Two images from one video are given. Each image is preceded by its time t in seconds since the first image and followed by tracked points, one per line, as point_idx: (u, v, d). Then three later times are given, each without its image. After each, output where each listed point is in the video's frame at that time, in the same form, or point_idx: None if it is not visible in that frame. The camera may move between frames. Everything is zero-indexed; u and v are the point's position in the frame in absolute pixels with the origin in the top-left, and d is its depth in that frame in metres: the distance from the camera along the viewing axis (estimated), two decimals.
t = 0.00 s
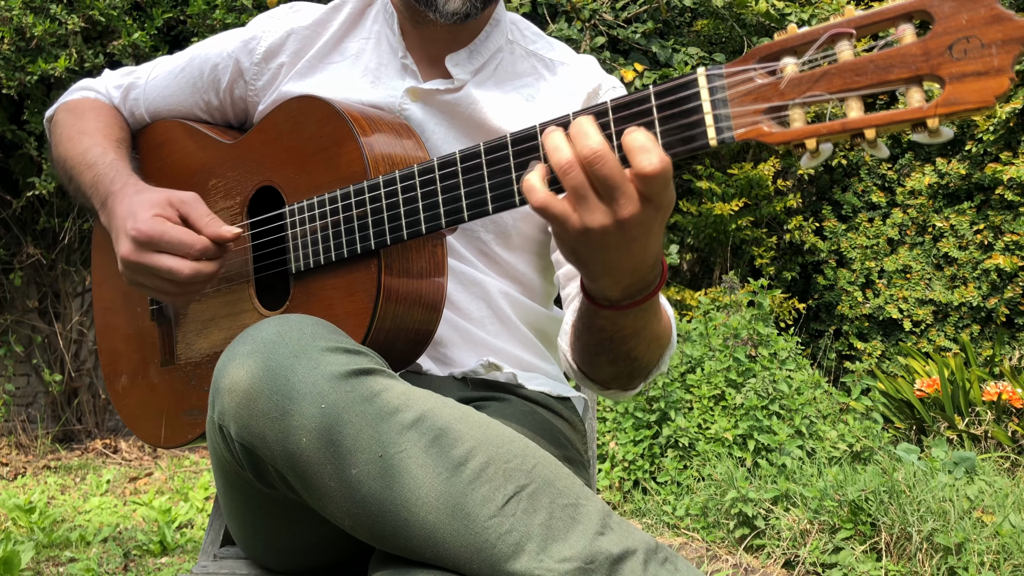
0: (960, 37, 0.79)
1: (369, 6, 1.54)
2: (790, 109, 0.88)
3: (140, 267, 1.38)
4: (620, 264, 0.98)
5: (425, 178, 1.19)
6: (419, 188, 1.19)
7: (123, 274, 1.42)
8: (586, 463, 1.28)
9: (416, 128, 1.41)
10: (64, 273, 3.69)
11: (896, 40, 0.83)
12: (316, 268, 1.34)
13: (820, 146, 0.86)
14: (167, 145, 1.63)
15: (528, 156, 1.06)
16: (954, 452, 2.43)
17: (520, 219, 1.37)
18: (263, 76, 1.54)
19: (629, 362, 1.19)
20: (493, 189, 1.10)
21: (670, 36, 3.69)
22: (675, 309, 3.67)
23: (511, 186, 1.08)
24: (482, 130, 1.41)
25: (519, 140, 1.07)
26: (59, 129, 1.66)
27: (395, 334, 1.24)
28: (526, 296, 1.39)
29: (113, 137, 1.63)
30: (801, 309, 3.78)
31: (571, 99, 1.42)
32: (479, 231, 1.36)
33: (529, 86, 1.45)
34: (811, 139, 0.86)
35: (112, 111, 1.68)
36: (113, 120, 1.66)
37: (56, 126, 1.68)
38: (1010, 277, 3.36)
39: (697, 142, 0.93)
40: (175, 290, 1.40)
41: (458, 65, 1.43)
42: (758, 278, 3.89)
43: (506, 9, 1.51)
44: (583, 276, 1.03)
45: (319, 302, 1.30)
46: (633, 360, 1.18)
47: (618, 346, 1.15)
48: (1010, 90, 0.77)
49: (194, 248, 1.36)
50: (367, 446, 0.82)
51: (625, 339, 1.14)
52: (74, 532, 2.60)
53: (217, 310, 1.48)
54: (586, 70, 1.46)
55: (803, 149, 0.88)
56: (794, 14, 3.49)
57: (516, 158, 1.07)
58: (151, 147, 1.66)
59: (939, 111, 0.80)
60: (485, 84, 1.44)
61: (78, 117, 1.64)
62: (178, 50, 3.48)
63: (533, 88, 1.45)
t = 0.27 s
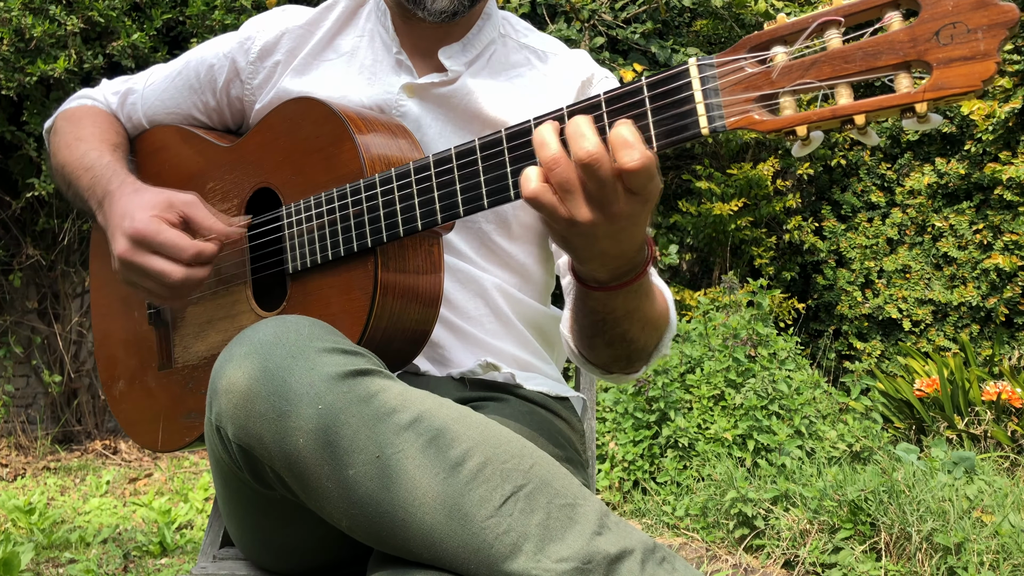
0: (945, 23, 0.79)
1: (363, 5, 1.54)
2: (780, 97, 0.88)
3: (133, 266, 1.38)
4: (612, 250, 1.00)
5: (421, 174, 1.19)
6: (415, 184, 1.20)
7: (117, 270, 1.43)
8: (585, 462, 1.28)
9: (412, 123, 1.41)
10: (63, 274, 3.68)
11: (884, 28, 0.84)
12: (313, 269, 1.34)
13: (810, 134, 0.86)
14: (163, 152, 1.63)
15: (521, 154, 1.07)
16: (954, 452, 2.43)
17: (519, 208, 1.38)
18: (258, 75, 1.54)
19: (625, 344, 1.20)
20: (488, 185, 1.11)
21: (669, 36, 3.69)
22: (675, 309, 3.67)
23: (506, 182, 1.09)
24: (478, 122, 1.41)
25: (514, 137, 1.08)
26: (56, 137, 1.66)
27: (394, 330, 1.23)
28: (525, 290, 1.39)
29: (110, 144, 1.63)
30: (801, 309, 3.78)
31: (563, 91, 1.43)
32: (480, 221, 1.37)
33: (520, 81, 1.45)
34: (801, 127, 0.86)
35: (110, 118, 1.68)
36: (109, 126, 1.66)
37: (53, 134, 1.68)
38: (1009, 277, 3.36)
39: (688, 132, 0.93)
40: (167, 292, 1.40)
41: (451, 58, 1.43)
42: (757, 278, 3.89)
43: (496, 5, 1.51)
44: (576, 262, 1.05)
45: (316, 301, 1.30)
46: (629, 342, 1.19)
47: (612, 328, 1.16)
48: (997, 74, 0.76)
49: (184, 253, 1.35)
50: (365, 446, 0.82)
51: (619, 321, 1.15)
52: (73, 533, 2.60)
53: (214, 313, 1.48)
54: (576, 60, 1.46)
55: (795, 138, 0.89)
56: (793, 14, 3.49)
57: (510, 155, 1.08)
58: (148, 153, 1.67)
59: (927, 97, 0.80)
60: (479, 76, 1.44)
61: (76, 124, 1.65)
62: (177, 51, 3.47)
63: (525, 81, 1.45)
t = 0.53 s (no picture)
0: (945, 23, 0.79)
1: (358, 7, 1.54)
2: (781, 98, 0.89)
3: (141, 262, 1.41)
4: (518, 282, 1.06)
5: (422, 176, 1.18)
6: (415, 185, 1.19)
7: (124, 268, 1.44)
8: (586, 464, 1.27)
9: (412, 126, 1.43)
10: (63, 275, 3.68)
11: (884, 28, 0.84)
12: (312, 271, 1.34)
13: (811, 135, 0.87)
14: (159, 154, 1.63)
15: (522, 153, 1.06)
16: (954, 452, 2.44)
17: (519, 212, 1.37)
18: (254, 77, 1.54)
19: (572, 353, 1.18)
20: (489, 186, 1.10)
21: (669, 36, 3.70)
22: (674, 309, 3.67)
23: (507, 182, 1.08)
24: (476, 125, 1.43)
25: (514, 137, 1.07)
26: (53, 138, 1.66)
27: (394, 332, 1.24)
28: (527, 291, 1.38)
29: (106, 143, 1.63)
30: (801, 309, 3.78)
31: (562, 94, 1.42)
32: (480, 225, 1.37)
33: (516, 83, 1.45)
34: (802, 127, 0.86)
35: (104, 119, 1.68)
36: (104, 127, 1.66)
37: (49, 136, 1.68)
38: (1009, 276, 3.36)
39: (689, 132, 0.92)
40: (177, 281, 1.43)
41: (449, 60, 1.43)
42: (757, 278, 3.89)
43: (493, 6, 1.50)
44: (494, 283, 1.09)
45: (316, 303, 1.30)
46: (574, 351, 1.18)
47: (550, 338, 1.16)
48: (996, 74, 0.76)
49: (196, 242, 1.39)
50: (366, 447, 0.82)
51: (553, 333, 1.14)
52: (74, 533, 2.60)
53: (213, 315, 1.47)
54: (574, 62, 1.45)
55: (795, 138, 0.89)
56: (792, 14, 3.49)
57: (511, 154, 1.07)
58: (144, 154, 1.66)
59: (927, 97, 0.80)
60: (476, 79, 1.44)
61: (72, 125, 1.64)
62: (177, 52, 3.47)
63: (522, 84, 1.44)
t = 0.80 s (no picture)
0: (944, 22, 0.79)
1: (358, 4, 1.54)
2: (777, 98, 0.89)
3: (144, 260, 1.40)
4: (532, 277, 1.05)
5: (417, 176, 1.18)
6: (410, 184, 1.19)
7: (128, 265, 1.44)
8: (585, 460, 1.27)
9: (410, 125, 1.43)
10: (65, 274, 3.68)
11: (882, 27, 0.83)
12: (310, 270, 1.34)
13: (808, 135, 0.87)
14: (158, 151, 1.63)
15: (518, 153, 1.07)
16: (954, 452, 2.44)
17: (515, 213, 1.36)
18: (253, 75, 1.54)
19: (581, 352, 1.18)
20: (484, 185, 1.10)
21: (670, 36, 3.70)
22: (675, 309, 3.67)
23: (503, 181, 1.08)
24: (474, 122, 1.43)
25: (510, 136, 1.08)
26: (52, 136, 1.66)
27: (392, 331, 1.24)
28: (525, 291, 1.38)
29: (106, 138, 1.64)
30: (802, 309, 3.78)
31: (561, 90, 1.42)
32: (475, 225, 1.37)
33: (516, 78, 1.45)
34: (799, 127, 0.86)
35: (102, 117, 1.68)
36: (103, 125, 1.66)
37: (49, 133, 1.68)
38: (1010, 276, 3.37)
39: (685, 133, 0.93)
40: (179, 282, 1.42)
41: (447, 57, 1.43)
42: (759, 278, 3.89)
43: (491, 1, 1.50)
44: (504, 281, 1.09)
45: (314, 303, 1.30)
46: (583, 350, 1.18)
47: (560, 339, 1.16)
48: (995, 73, 0.76)
49: (197, 243, 1.37)
50: (364, 447, 0.82)
51: (565, 333, 1.14)
52: (75, 532, 2.60)
53: (213, 314, 1.48)
54: (573, 58, 1.45)
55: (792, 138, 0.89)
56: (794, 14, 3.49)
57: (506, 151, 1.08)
58: (143, 152, 1.67)
59: (926, 97, 0.80)
60: (475, 75, 1.44)
61: (71, 123, 1.65)
62: (178, 51, 3.48)
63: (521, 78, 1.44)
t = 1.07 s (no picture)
0: (946, 27, 0.79)
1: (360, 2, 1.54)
2: (778, 103, 0.88)
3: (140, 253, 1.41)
4: (540, 281, 1.05)
5: (416, 177, 1.18)
6: (409, 186, 1.18)
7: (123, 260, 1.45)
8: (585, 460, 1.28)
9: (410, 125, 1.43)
10: (65, 273, 3.68)
11: (885, 31, 0.83)
12: (310, 269, 1.34)
13: (809, 140, 0.86)
14: (159, 148, 1.64)
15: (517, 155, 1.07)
16: (954, 452, 2.44)
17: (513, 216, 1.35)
18: (254, 74, 1.54)
19: (578, 358, 1.18)
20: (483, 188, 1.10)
21: (670, 36, 3.70)
22: (675, 308, 3.67)
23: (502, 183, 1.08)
24: (474, 122, 1.42)
25: (509, 138, 1.08)
26: (53, 131, 1.66)
27: (390, 332, 1.25)
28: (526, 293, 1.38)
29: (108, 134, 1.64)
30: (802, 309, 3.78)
31: (562, 89, 1.41)
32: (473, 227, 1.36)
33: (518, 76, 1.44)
34: (799, 133, 0.86)
35: (105, 113, 1.68)
36: (104, 121, 1.66)
37: (50, 130, 1.68)
38: (1010, 276, 3.37)
39: (683, 138, 0.93)
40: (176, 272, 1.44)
41: (447, 56, 1.43)
42: (759, 277, 3.89)
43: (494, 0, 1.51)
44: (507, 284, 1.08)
45: (313, 303, 1.31)
46: (581, 357, 1.17)
47: (560, 345, 1.15)
48: (998, 80, 0.76)
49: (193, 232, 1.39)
50: (363, 447, 0.82)
51: (564, 339, 1.14)
52: (75, 531, 2.60)
53: (212, 313, 1.48)
54: (575, 57, 1.45)
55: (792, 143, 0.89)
56: (794, 13, 3.49)
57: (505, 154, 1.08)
58: (144, 149, 1.67)
59: (927, 103, 0.79)
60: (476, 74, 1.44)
61: (72, 119, 1.65)
62: (179, 50, 3.48)
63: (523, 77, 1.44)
